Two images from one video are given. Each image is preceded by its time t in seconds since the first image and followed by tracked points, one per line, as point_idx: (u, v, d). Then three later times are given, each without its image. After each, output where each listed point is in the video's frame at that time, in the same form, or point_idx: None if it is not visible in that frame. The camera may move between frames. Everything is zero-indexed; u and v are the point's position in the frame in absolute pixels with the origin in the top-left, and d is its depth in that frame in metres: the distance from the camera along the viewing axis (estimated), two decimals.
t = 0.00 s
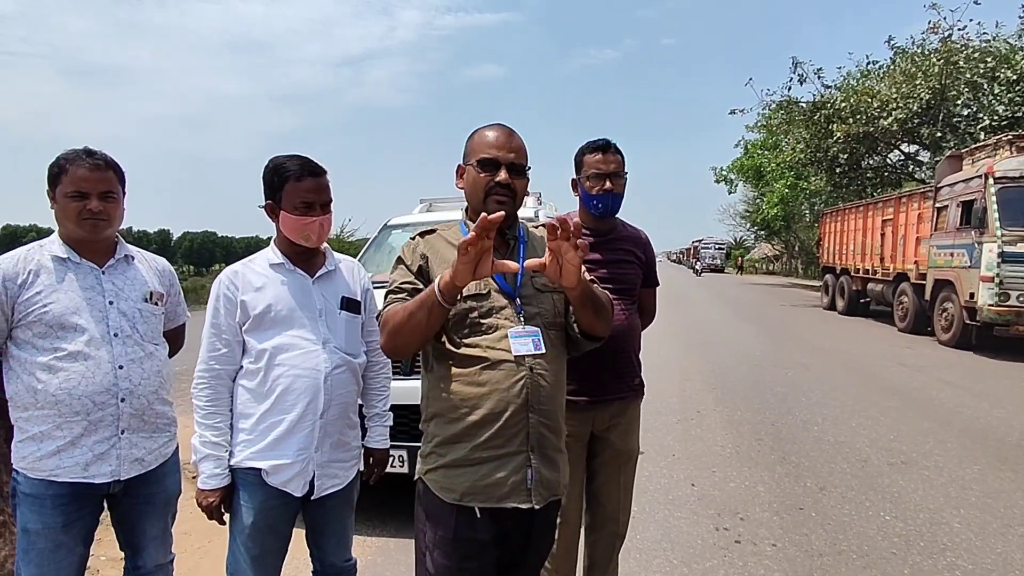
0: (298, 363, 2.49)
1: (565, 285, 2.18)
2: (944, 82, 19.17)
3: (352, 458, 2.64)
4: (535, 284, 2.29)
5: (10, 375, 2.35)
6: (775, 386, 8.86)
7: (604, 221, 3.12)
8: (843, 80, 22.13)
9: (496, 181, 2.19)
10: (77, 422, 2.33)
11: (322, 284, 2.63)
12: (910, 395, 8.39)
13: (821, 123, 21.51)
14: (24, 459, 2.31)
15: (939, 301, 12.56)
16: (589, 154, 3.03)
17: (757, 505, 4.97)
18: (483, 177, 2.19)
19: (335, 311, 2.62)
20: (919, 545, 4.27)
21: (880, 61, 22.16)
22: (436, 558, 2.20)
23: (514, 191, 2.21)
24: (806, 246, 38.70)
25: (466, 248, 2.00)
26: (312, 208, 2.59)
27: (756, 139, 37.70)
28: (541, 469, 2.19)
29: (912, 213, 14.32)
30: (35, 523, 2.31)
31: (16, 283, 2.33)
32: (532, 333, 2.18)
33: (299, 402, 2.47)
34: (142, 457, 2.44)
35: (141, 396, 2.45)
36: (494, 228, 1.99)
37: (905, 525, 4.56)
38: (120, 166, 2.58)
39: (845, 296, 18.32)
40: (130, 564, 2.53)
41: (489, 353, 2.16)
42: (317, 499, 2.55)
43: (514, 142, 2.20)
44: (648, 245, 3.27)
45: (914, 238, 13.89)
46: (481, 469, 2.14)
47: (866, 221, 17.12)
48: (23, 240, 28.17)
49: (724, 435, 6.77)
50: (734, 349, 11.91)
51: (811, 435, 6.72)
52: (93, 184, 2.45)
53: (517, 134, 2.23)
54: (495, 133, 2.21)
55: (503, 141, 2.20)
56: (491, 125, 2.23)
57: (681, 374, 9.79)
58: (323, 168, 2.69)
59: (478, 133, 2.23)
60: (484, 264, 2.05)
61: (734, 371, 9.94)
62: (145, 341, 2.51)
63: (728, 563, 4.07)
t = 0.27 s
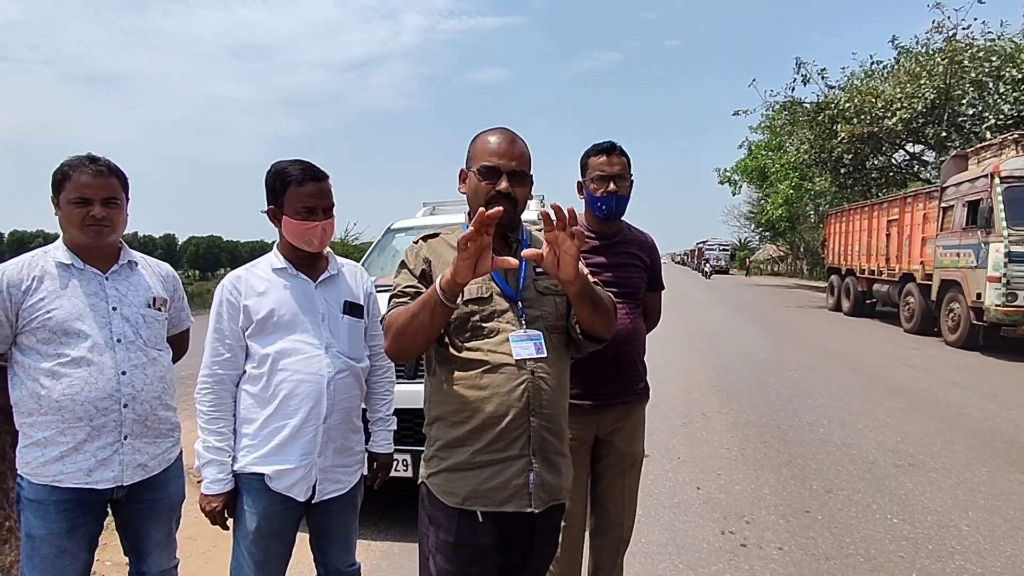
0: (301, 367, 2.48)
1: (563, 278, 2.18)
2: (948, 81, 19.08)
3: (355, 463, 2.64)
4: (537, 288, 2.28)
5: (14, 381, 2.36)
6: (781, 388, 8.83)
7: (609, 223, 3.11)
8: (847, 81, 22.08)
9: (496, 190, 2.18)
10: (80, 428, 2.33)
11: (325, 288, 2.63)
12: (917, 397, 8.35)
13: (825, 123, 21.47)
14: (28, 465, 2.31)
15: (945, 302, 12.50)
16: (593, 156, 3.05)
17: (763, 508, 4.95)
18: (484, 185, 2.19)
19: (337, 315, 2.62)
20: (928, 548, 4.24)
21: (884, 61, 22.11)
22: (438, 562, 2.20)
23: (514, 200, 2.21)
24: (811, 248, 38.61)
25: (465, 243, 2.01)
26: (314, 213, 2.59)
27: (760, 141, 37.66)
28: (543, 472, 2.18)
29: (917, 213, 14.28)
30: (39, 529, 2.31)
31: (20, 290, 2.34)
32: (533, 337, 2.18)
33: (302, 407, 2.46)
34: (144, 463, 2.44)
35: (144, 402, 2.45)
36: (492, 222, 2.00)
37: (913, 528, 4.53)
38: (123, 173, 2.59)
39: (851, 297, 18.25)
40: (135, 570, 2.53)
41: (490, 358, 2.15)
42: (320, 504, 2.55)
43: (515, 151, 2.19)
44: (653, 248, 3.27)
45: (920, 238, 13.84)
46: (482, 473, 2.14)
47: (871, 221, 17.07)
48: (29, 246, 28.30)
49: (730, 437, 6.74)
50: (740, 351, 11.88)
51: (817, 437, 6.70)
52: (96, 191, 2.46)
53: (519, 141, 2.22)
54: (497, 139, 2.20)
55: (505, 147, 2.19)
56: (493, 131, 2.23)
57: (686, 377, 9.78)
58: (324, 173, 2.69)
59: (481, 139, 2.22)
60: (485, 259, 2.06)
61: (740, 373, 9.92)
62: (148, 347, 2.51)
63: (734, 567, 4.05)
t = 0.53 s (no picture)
0: (305, 371, 2.49)
1: (566, 277, 2.17)
2: (952, 81, 19.04)
3: (359, 467, 2.64)
4: (541, 291, 2.28)
5: (19, 385, 2.37)
6: (785, 390, 8.80)
7: (613, 226, 3.10)
8: (850, 81, 22.05)
9: (499, 193, 2.18)
10: (85, 432, 2.34)
11: (328, 291, 2.64)
12: (922, 398, 8.32)
13: (828, 124, 21.43)
14: (33, 469, 2.32)
15: (950, 302, 12.46)
16: (598, 159, 3.05)
17: (769, 510, 4.94)
18: (486, 188, 2.19)
19: (341, 318, 2.62)
20: (935, 551, 4.22)
21: (887, 61, 22.07)
22: (441, 564, 2.20)
23: (516, 203, 2.21)
24: (815, 248, 38.52)
25: (461, 243, 2.01)
26: (317, 216, 2.59)
27: (763, 141, 37.61)
28: (546, 476, 2.17)
29: (922, 213, 14.24)
30: (45, 532, 2.32)
31: (25, 294, 2.35)
32: (537, 340, 2.16)
33: (306, 411, 2.47)
34: (149, 466, 2.45)
35: (148, 405, 2.45)
36: (488, 220, 2.01)
37: (920, 530, 4.52)
38: (128, 177, 2.59)
39: (855, 298, 18.21)
40: (140, 573, 2.54)
41: (495, 361, 2.15)
42: (325, 508, 2.55)
43: (519, 153, 2.19)
44: (657, 249, 3.27)
45: (925, 239, 13.81)
46: (485, 475, 2.14)
47: (875, 222, 17.03)
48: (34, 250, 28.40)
49: (734, 439, 6.72)
50: (744, 353, 11.85)
51: (822, 439, 6.68)
52: (100, 196, 2.47)
53: (522, 143, 2.22)
54: (499, 142, 2.20)
55: (506, 151, 2.19)
56: (496, 134, 2.23)
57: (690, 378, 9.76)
58: (328, 176, 2.70)
59: (484, 141, 2.22)
60: (481, 258, 2.06)
61: (744, 374, 9.90)
62: (152, 351, 2.52)
63: (740, 570, 4.04)
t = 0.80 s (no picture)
0: (307, 372, 2.49)
1: (567, 278, 2.17)
2: (955, 80, 19.01)
3: (362, 468, 2.64)
4: (543, 292, 2.28)
5: (23, 387, 2.37)
6: (788, 391, 8.79)
7: (608, 225, 3.10)
8: (852, 81, 22.02)
9: (499, 193, 2.19)
10: (87, 433, 2.34)
11: (331, 293, 2.64)
12: (925, 398, 8.31)
13: (830, 124, 21.40)
14: (36, 470, 2.33)
15: (953, 303, 12.44)
16: (591, 158, 3.06)
17: (772, 510, 4.93)
18: (486, 189, 2.19)
19: (344, 319, 2.63)
20: (938, 551, 4.21)
21: (889, 61, 22.05)
22: (444, 563, 2.21)
23: (516, 203, 2.21)
24: (817, 249, 38.46)
25: (454, 244, 2.01)
26: (320, 218, 2.59)
27: (765, 142, 37.56)
28: (548, 476, 2.17)
29: (925, 213, 14.21)
30: (48, 533, 2.33)
31: (28, 296, 2.35)
32: (538, 341, 2.16)
33: (309, 412, 2.47)
34: (151, 468, 2.45)
35: (150, 407, 2.46)
36: (480, 221, 2.02)
37: (923, 531, 4.51)
38: (130, 180, 2.60)
39: (858, 298, 18.18)
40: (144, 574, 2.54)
41: (498, 362, 2.15)
42: (328, 509, 2.55)
43: (518, 153, 2.19)
44: (653, 250, 3.26)
45: (927, 239, 13.78)
46: (487, 476, 2.14)
47: (878, 222, 17.00)
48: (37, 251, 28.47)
49: (737, 440, 6.71)
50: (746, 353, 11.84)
51: (825, 439, 6.67)
52: (103, 198, 2.47)
53: (522, 143, 2.22)
54: (499, 143, 2.20)
55: (506, 151, 2.19)
56: (497, 134, 2.23)
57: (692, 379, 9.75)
58: (330, 178, 2.70)
59: (485, 142, 2.23)
60: (475, 260, 2.06)
61: (746, 375, 9.89)
62: (155, 353, 2.52)
63: (742, 570, 4.03)
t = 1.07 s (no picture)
0: (309, 373, 2.49)
1: (563, 270, 2.17)
2: (956, 80, 18.98)
3: (364, 468, 2.64)
4: (544, 292, 2.28)
5: (23, 387, 2.38)
6: (790, 391, 8.78)
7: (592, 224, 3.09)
8: (853, 81, 22.01)
9: (501, 193, 2.19)
10: (88, 434, 2.34)
11: (333, 293, 2.64)
12: (927, 398, 8.30)
13: (831, 124, 21.39)
14: (37, 470, 2.33)
15: (955, 302, 12.43)
16: (572, 157, 3.07)
17: (774, 510, 4.93)
18: (489, 188, 2.20)
19: (345, 320, 2.63)
20: (940, 551, 4.20)
21: (891, 61, 22.03)
22: (446, 563, 2.21)
23: (519, 202, 2.22)
24: (819, 249, 38.43)
25: (451, 239, 2.03)
26: (321, 219, 2.59)
27: (767, 141, 37.52)
28: (550, 476, 2.17)
29: (926, 213, 14.20)
30: (49, 533, 2.33)
31: (29, 296, 2.36)
32: (539, 341, 2.16)
33: (311, 413, 2.47)
34: (152, 469, 2.45)
35: (151, 408, 2.46)
36: (476, 217, 2.04)
37: (925, 531, 4.50)
38: (131, 180, 2.60)
39: (859, 298, 18.17)
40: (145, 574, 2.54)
41: (499, 362, 2.15)
42: (329, 509, 2.55)
43: (521, 152, 2.19)
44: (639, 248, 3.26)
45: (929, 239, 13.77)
46: (489, 475, 2.14)
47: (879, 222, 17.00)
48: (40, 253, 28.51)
49: (739, 440, 6.71)
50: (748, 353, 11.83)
51: (826, 439, 6.66)
52: (103, 199, 2.47)
53: (525, 143, 2.22)
54: (502, 142, 2.20)
55: (509, 151, 2.19)
56: (499, 134, 2.23)
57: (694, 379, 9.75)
58: (331, 178, 2.70)
59: (488, 142, 2.23)
60: (474, 256, 2.06)
61: (748, 375, 9.88)
62: (155, 353, 2.52)
63: (744, 571, 4.03)
